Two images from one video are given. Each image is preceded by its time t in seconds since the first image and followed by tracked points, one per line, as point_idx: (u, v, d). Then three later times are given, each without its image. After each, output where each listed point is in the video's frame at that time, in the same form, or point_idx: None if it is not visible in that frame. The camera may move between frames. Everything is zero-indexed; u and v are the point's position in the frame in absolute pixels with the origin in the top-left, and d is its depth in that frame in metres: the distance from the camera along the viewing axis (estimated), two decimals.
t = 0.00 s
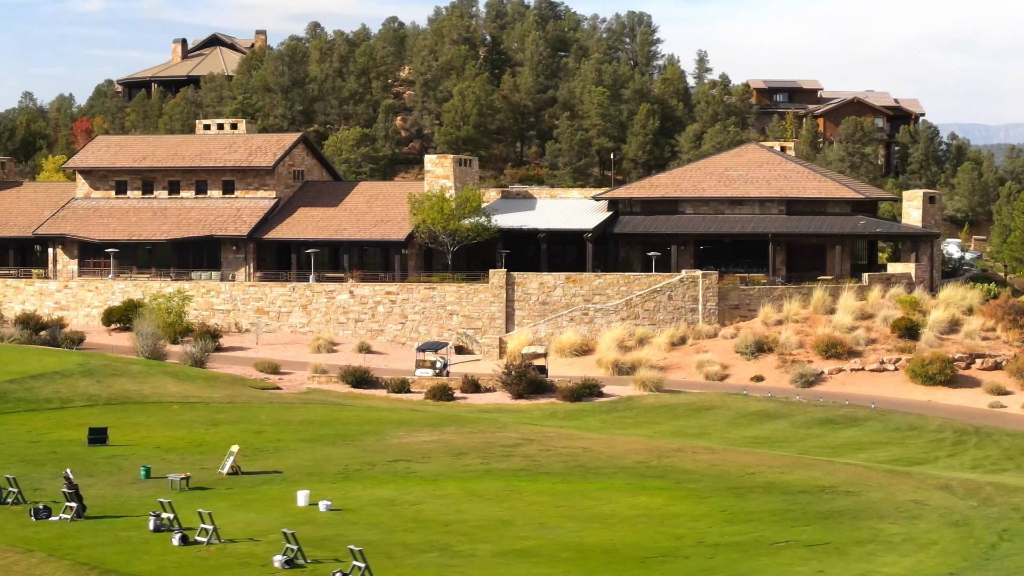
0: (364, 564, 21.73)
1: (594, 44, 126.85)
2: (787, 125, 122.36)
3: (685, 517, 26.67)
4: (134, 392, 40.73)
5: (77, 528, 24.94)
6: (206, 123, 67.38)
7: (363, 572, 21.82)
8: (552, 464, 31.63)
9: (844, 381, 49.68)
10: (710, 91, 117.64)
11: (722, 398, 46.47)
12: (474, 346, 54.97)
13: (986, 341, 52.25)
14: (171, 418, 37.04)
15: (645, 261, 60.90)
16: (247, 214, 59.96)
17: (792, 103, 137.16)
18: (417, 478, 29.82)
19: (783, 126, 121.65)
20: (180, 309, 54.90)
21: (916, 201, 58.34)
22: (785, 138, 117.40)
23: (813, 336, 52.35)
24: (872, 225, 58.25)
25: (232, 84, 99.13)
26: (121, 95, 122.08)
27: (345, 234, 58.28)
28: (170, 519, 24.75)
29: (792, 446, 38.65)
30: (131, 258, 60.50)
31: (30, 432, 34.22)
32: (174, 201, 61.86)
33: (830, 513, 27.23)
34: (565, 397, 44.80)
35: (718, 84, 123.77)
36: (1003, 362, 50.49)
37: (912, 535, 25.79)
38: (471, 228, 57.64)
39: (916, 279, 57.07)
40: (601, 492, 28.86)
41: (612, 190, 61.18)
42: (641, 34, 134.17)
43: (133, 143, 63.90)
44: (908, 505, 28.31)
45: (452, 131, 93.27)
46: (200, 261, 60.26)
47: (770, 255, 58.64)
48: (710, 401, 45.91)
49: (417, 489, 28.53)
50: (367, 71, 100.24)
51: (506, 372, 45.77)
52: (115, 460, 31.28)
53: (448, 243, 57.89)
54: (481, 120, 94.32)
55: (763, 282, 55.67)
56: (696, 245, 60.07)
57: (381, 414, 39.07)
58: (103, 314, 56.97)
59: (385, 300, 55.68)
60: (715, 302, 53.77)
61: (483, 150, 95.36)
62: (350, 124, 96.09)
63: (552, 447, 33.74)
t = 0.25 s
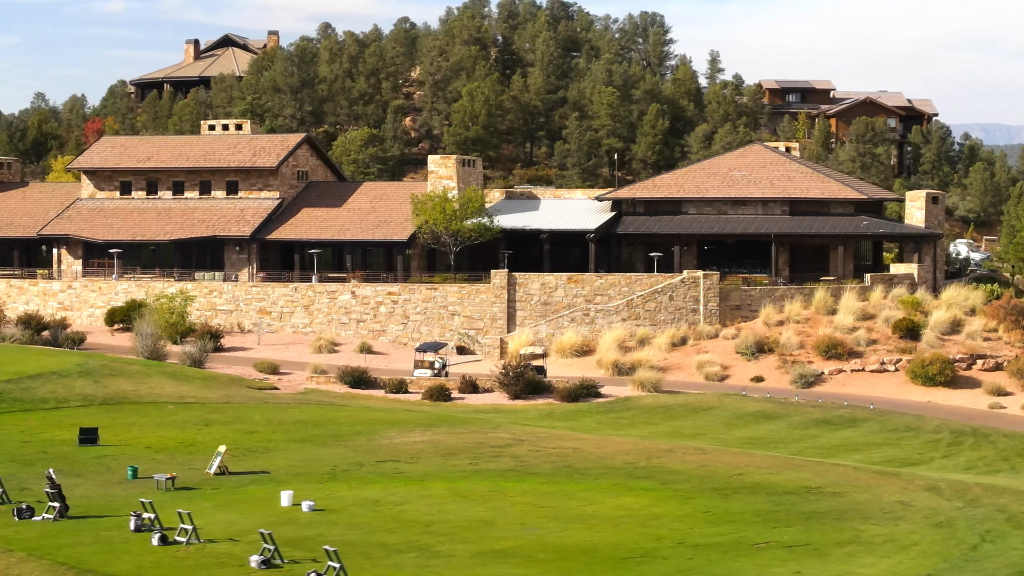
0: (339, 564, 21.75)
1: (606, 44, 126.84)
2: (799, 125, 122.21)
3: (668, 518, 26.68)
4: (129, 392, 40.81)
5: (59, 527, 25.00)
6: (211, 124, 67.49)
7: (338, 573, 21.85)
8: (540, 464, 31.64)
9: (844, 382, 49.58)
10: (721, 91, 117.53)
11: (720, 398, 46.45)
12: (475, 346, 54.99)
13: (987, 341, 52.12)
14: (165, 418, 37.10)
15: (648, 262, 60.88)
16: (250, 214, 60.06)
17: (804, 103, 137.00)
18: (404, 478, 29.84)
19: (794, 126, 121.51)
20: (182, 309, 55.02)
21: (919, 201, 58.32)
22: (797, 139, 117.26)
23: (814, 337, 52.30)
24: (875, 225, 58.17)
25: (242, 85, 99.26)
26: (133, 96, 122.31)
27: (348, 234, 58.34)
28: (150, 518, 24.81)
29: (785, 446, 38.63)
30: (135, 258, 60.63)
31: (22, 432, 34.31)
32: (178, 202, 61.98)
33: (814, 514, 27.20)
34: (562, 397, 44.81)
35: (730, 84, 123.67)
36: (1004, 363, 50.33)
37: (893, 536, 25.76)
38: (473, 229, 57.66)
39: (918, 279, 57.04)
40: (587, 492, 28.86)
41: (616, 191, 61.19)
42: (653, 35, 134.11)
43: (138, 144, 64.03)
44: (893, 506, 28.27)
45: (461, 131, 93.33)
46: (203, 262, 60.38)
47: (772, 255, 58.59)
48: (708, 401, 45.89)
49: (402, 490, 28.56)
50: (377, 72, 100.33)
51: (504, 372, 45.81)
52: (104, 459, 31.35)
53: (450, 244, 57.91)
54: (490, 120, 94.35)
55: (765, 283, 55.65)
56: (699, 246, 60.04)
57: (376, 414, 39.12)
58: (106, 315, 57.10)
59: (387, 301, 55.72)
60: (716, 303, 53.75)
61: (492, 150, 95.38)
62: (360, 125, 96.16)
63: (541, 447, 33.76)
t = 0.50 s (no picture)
0: (313, 564, 21.79)
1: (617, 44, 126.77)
2: (810, 126, 122.03)
3: (650, 518, 26.67)
4: (125, 392, 40.92)
5: (40, 527, 25.07)
6: (216, 125, 67.64)
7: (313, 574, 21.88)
8: (528, 465, 31.66)
9: (844, 383, 49.47)
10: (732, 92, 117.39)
11: (719, 399, 46.43)
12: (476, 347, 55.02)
13: (989, 342, 51.94)
14: (159, 418, 37.19)
15: (651, 263, 60.87)
16: (254, 215, 60.18)
17: (816, 104, 136.76)
18: (390, 479, 29.86)
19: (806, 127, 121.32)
20: (184, 309, 55.14)
21: (922, 201, 58.32)
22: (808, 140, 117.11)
23: (814, 338, 52.23)
24: (878, 226, 58.10)
25: (251, 86, 99.40)
26: (145, 97, 122.55)
27: (351, 235, 58.41)
28: (132, 518, 24.87)
29: (779, 448, 38.61)
30: (138, 259, 60.78)
31: (14, 432, 34.42)
32: (182, 202, 62.11)
33: (797, 516, 27.17)
34: (560, 398, 44.82)
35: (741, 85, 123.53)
36: (1006, 364, 50.11)
37: (875, 538, 25.71)
38: (475, 229, 57.66)
39: (921, 280, 57.01)
40: (572, 493, 28.87)
41: (619, 192, 61.18)
42: (665, 36, 134.01)
43: (143, 145, 64.19)
44: (877, 507, 28.22)
45: (469, 132, 93.37)
46: (207, 262, 60.49)
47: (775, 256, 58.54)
48: (706, 402, 45.88)
49: (387, 490, 28.59)
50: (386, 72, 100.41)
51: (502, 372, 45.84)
52: (93, 460, 31.43)
53: (453, 245, 57.95)
54: (499, 121, 94.35)
55: (767, 284, 55.61)
56: (702, 247, 60.01)
57: (370, 414, 39.18)
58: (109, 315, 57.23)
59: (388, 302, 55.81)
60: (717, 304, 53.72)
61: (501, 151, 95.39)
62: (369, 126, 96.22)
63: (531, 448, 33.78)
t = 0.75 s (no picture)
0: (288, 564, 21.84)
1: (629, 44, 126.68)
2: (822, 126, 121.84)
3: (633, 518, 26.67)
4: (122, 392, 41.03)
5: (23, 526, 25.16)
6: (222, 125, 67.79)
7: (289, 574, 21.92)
8: (516, 465, 31.69)
9: (844, 384, 49.33)
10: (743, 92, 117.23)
11: (717, 399, 46.40)
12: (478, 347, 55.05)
13: (991, 342, 51.73)
14: (153, 418, 37.29)
15: (654, 263, 60.87)
16: (257, 215, 60.28)
17: (829, 104, 136.52)
18: (377, 479, 29.91)
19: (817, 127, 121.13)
20: (187, 309, 55.25)
21: (925, 202, 58.42)
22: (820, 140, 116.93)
23: (815, 338, 52.16)
24: (881, 226, 58.03)
25: (261, 86, 99.54)
26: (157, 98, 122.76)
27: (354, 235, 58.47)
28: (113, 518, 24.94)
29: (773, 448, 38.57)
30: (143, 259, 60.91)
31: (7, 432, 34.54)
32: (186, 203, 62.25)
33: (780, 517, 27.16)
34: (557, 398, 44.83)
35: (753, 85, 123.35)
36: (1007, 363, 49.78)
37: (856, 538, 25.69)
38: (478, 230, 57.66)
39: (924, 281, 57.01)
40: (558, 493, 28.89)
41: (622, 192, 61.19)
42: (678, 36, 133.86)
43: (148, 145, 64.36)
44: (862, 508, 28.19)
45: (478, 132, 93.39)
46: (211, 262, 60.61)
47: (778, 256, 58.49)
48: (704, 402, 45.86)
49: (373, 491, 28.63)
50: (396, 73, 100.47)
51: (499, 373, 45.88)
52: (83, 459, 31.53)
53: (455, 245, 57.98)
54: (508, 122, 94.34)
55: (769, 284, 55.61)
56: (705, 247, 59.98)
57: (365, 415, 39.24)
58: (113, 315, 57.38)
59: (390, 302, 55.89)
60: (718, 304, 53.67)
61: (510, 152, 95.37)
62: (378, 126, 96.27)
63: (521, 448, 33.80)
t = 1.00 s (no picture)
0: (264, 563, 21.89)
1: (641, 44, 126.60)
2: (834, 125, 121.65)
3: (616, 519, 26.69)
4: (119, 392, 41.13)
5: (6, 526, 25.25)
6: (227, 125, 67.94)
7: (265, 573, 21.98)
8: (505, 466, 31.71)
9: (844, 384, 49.25)
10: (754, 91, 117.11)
11: (715, 399, 46.38)
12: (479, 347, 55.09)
13: (993, 343, 51.58)
14: (147, 418, 37.38)
15: (658, 263, 60.86)
16: (261, 215, 60.38)
17: (842, 103, 136.27)
18: (364, 479, 29.96)
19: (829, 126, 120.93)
20: (189, 308, 55.36)
21: (928, 202, 58.33)
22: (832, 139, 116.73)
23: (817, 338, 52.10)
24: (883, 226, 57.93)
25: (271, 86, 99.69)
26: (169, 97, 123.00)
27: (357, 235, 58.53)
28: (95, 518, 25.02)
29: (768, 449, 38.53)
30: (147, 259, 61.04)
31: None
32: (190, 203, 62.37)
33: (764, 517, 27.14)
34: (555, 398, 44.84)
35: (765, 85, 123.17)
36: (1009, 364, 49.56)
37: (838, 539, 25.68)
38: (480, 230, 57.65)
39: (927, 281, 56.93)
40: (544, 493, 28.91)
41: (626, 192, 61.18)
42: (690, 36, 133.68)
43: (154, 146, 64.51)
44: (847, 508, 28.15)
45: (487, 132, 93.42)
46: (215, 262, 60.74)
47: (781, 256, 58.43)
48: (703, 403, 45.83)
49: (359, 491, 28.68)
50: (406, 73, 100.55)
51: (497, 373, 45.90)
52: (73, 459, 31.62)
53: (458, 245, 58.01)
54: (517, 121, 94.34)
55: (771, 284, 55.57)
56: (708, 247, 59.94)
57: (360, 415, 39.29)
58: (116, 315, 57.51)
59: (392, 302, 55.97)
60: (720, 304, 53.60)
61: (520, 152, 95.38)
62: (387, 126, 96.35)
63: (512, 448, 33.83)
